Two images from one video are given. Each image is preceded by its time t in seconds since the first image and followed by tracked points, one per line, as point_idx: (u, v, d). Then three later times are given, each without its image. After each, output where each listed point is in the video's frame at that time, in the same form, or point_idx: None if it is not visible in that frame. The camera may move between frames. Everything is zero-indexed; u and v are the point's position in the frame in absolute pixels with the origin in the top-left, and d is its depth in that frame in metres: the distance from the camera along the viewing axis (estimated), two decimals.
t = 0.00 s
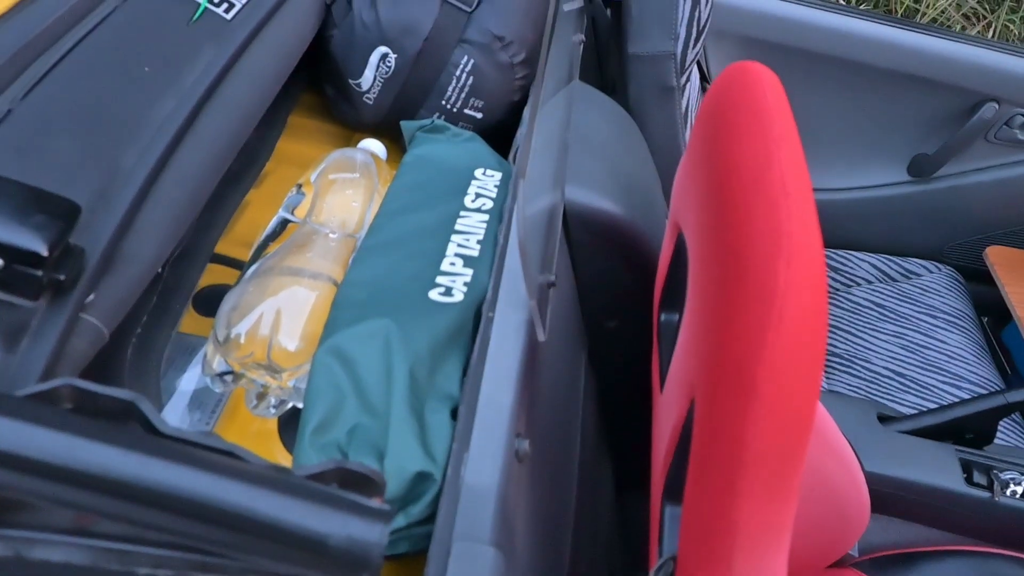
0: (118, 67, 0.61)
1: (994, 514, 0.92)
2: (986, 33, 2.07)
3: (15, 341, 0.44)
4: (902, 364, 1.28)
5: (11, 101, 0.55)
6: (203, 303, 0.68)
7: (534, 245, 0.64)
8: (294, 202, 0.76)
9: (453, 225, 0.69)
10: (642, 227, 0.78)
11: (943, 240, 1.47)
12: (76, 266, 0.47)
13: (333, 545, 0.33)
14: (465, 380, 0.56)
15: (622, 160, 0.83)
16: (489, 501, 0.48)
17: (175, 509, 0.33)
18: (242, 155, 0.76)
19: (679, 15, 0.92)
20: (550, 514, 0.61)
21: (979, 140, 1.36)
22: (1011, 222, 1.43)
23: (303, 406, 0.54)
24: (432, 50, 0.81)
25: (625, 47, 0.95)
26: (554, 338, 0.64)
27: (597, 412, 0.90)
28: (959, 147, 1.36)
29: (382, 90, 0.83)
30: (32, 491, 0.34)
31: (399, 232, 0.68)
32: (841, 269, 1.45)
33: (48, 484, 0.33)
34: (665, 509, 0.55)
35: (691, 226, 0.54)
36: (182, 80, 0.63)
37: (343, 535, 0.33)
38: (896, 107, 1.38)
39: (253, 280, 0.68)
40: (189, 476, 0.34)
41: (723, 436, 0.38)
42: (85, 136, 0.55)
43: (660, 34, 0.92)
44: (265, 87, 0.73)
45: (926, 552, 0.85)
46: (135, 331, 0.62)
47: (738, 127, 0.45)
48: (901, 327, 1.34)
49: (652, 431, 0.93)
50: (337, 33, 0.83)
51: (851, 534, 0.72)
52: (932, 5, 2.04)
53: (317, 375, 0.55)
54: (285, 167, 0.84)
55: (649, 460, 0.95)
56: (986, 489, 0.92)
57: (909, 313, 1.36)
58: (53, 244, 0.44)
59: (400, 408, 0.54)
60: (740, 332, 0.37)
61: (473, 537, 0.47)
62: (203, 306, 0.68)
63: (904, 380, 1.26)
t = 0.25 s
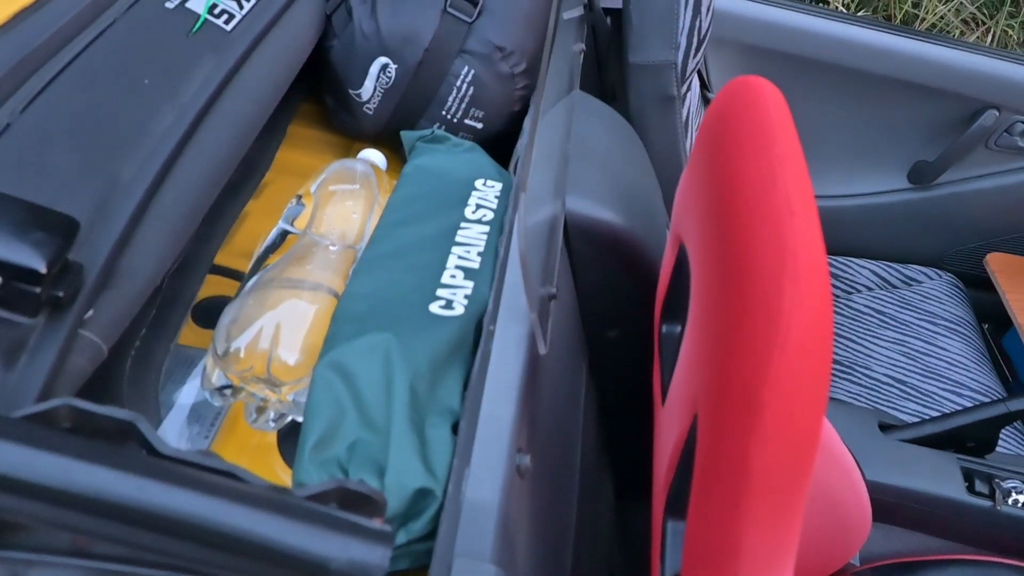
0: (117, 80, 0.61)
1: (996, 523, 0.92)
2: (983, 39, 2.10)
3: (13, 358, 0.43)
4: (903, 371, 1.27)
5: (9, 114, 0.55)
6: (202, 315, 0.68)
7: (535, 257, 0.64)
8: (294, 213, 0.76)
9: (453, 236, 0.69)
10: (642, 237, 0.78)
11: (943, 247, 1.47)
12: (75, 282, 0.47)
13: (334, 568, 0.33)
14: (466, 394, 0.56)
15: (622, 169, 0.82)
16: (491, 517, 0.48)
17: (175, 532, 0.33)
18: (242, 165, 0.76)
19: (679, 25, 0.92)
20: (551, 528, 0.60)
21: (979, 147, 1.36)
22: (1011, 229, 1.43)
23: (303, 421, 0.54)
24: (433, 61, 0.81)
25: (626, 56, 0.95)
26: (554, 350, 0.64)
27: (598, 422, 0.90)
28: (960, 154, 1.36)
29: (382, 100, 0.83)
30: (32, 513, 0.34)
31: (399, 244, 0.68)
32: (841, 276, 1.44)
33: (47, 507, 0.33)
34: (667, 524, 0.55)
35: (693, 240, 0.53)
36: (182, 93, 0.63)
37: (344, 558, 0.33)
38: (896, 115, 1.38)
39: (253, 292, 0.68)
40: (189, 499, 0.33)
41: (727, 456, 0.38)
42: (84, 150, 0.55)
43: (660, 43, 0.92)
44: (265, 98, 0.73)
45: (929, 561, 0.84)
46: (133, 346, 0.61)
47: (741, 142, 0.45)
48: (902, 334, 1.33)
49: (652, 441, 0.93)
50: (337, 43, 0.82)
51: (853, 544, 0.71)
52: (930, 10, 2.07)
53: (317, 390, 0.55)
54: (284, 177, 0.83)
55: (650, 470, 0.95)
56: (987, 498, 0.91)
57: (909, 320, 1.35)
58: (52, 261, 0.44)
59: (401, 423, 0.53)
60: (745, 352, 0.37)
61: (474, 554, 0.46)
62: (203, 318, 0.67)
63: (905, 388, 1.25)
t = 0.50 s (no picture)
0: (116, 95, 0.61)
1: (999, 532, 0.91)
2: (981, 45, 2.10)
3: (11, 379, 0.43)
4: (903, 378, 1.27)
5: (7, 131, 0.55)
6: (202, 329, 0.68)
7: (535, 271, 0.63)
8: (292, 226, 0.75)
9: (453, 250, 0.68)
10: (643, 248, 0.77)
11: (943, 254, 1.47)
12: (74, 301, 0.47)
13: None
14: (467, 411, 0.56)
15: (621, 180, 0.82)
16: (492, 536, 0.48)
17: (173, 560, 0.33)
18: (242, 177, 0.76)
19: (679, 35, 0.92)
20: (552, 544, 0.60)
21: (978, 154, 1.36)
22: (1011, 236, 1.43)
23: (302, 440, 0.53)
24: (432, 72, 0.80)
25: (625, 66, 0.95)
26: (555, 365, 0.63)
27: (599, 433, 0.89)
28: (960, 161, 1.36)
29: (381, 112, 0.83)
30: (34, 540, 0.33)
31: (399, 258, 0.68)
32: (841, 283, 1.44)
33: (48, 534, 0.33)
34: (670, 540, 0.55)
35: (694, 256, 0.53)
36: (181, 106, 0.63)
37: None
38: (896, 122, 1.38)
39: (252, 306, 0.67)
40: (186, 525, 0.33)
41: (731, 480, 0.38)
42: (82, 167, 0.55)
43: (660, 53, 0.92)
44: (264, 111, 0.73)
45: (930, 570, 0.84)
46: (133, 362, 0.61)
47: (743, 161, 0.45)
48: (902, 341, 1.32)
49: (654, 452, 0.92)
50: (336, 55, 0.82)
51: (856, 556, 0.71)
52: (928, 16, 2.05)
53: (317, 407, 0.55)
54: (284, 189, 0.83)
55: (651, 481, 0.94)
56: (990, 507, 0.91)
57: (909, 327, 1.35)
58: (50, 282, 0.43)
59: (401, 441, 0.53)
60: (749, 376, 0.37)
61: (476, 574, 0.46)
62: (202, 332, 0.67)
63: (906, 396, 1.25)
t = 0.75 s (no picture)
0: (114, 112, 0.61)
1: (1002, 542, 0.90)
2: (981, 49, 2.11)
3: (8, 400, 0.43)
4: (904, 385, 1.26)
5: (5, 148, 0.55)
6: (202, 342, 0.67)
7: (534, 284, 0.63)
8: (290, 240, 0.76)
9: (452, 263, 0.68)
10: (642, 260, 0.77)
11: (942, 260, 1.46)
12: (71, 321, 0.47)
13: None
14: (467, 427, 0.55)
15: (620, 191, 0.82)
16: (493, 555, 0.47)
17: None
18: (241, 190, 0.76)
19: (677, 44, 0.92)
20: (552, 559, 0.60)
21: (978, 161, 1.36)
22: (1011, 242, 1.43)
23: (302, 458, 0.53)
24: (432, 84, 0.80)
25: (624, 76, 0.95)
26: (555, 378, 0.63)
27: (599, 444, 0.89)
28: (960, 168, 1.36)
29: (380, 124, 0.83)
30: (31, 569, 0.33)
31: (398, 272, 0.67)
32: (841, 290, 1.44)
33: (45, 562, 0.33)
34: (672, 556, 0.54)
35: (695, 269, 0.53)
36: (178, 123, 0.64)
37: None
38: (895, 129, 1.38)
39: (250, 321, 0.67)
40: (186, 552, 0.33)
41: (735, 500, 0.38)
42: (80, 185, 0.55)
43: (659, 64, 0.92)
44: (262, 125, 0.73)
45: None
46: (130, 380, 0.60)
47: (743, 176, 0.45)
48: (903, 348, 1.32)
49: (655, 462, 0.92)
50: (334, 68, 0.82)
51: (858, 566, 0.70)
52: (927, 20, 2.07)
53: (317, 425, 0.55)
54: (282, 202, 0.83)
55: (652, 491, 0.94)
56: (992, 516, 0.90)
57: (910, 334, 1.34)
58: (47, 303, 0.44)
59: (401, 459, 0.53)
60: (752, 395, 0.37)
61: None
62: (201, 346, 0.67)
63: (907, 403, 1.24)
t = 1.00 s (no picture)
0: (111, 129, 0.61)
1: (1006, 551, 0.90)
2: (976, 54, 2.10)
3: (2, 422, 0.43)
4: (905, 392, 1.26)
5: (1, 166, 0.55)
6: (198, 358, 0.67)
7: (532, 299, 0.63)
8: (288, 254, 0.76)
9: (450, 277, 0.68)
10: (640, 272, 0.77)
11: (941, 266, 1.46)
12: (67, 343, 0.47)
13: None
14: (465, 445, 0.55)
15: (617, 202, 0.82)
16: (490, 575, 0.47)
17: None
18: (239, 204, 0.76)
19: (674, 55, 0.91)
20: None
21: (976, 167, 1.35)
22: (1010, 248, 1.42)
23: (299, 479, 0.53)
24: (428, 98, 0.81)
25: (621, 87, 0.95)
26: (553, 393, 0.63)
27: (600, 456, 0.88)
28: (957, 174, 1.35)
29: (377, 137, 0.82)
30: None
31: (396, 288, 0.67)
32: (840, 296, 1.44)
33: None
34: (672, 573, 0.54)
35: (692, 286, 0.53)
36: (175, 140, 0.64)
37: None
38: (892, 136, 1.38)
39: (248, 337, 0.67)
40: None
41: (733, 522, 0.37)
42: (77, 202, 0.55)
43: (655, 74, 0.92)
44: (257, 140, 0.73)
45: None
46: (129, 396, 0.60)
47: (741, 195, 0.45)
48: (902, 354, 1.32)
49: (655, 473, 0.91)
50: (331, 82, 0.82)
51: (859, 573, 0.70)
52: (921, 26, 2.05)
53: (314, 445, 0.55)
54: (281, 216, 0.83)
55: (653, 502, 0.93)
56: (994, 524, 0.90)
57: (910, 340, 1.34)
58: (42, 326, 0.44)
59: (398, 478, 0.52)
60: (751, 416, 0.36)
61: None
62: (198, 362, 0.66)
63: (908, 410, 1.24)
